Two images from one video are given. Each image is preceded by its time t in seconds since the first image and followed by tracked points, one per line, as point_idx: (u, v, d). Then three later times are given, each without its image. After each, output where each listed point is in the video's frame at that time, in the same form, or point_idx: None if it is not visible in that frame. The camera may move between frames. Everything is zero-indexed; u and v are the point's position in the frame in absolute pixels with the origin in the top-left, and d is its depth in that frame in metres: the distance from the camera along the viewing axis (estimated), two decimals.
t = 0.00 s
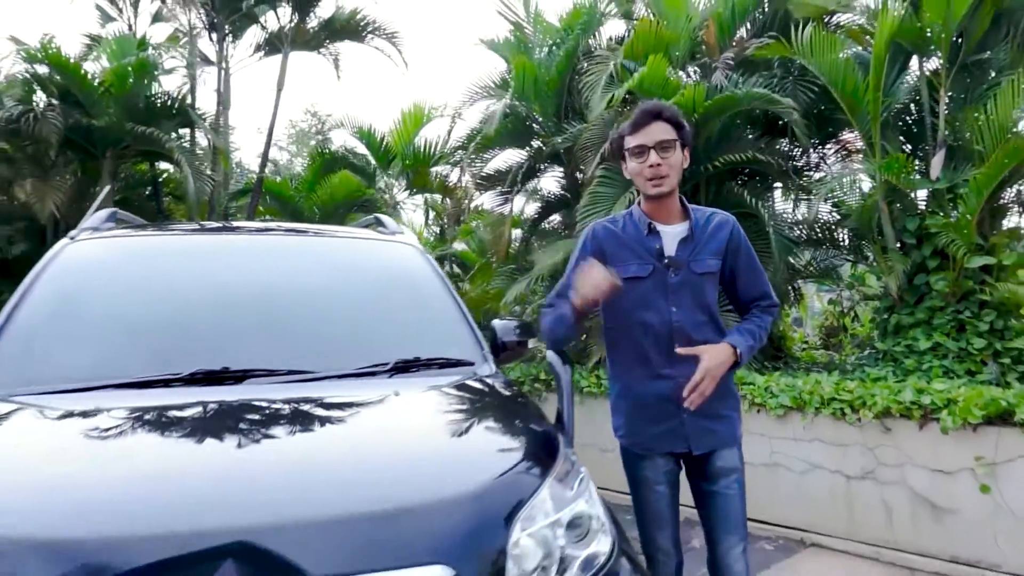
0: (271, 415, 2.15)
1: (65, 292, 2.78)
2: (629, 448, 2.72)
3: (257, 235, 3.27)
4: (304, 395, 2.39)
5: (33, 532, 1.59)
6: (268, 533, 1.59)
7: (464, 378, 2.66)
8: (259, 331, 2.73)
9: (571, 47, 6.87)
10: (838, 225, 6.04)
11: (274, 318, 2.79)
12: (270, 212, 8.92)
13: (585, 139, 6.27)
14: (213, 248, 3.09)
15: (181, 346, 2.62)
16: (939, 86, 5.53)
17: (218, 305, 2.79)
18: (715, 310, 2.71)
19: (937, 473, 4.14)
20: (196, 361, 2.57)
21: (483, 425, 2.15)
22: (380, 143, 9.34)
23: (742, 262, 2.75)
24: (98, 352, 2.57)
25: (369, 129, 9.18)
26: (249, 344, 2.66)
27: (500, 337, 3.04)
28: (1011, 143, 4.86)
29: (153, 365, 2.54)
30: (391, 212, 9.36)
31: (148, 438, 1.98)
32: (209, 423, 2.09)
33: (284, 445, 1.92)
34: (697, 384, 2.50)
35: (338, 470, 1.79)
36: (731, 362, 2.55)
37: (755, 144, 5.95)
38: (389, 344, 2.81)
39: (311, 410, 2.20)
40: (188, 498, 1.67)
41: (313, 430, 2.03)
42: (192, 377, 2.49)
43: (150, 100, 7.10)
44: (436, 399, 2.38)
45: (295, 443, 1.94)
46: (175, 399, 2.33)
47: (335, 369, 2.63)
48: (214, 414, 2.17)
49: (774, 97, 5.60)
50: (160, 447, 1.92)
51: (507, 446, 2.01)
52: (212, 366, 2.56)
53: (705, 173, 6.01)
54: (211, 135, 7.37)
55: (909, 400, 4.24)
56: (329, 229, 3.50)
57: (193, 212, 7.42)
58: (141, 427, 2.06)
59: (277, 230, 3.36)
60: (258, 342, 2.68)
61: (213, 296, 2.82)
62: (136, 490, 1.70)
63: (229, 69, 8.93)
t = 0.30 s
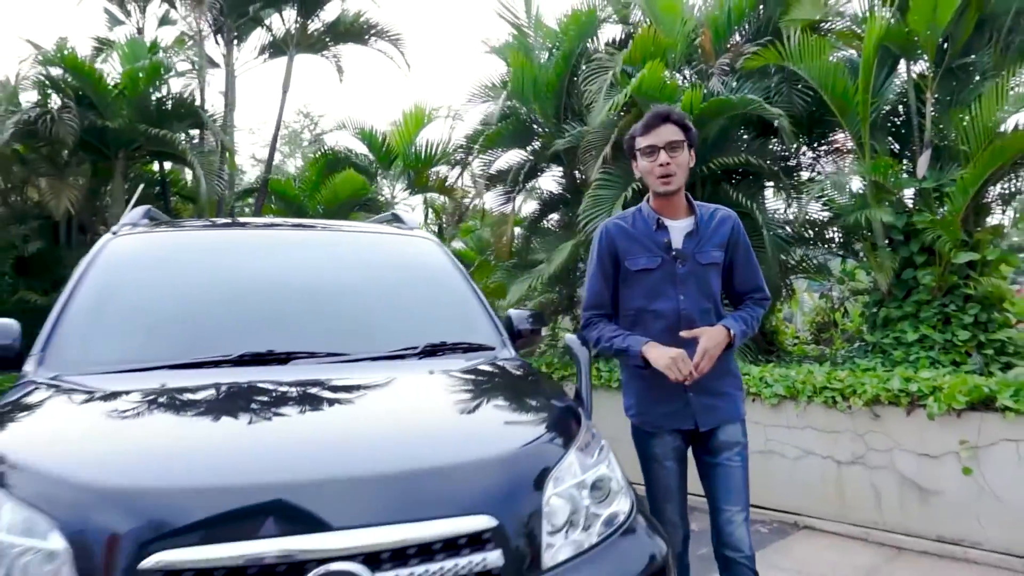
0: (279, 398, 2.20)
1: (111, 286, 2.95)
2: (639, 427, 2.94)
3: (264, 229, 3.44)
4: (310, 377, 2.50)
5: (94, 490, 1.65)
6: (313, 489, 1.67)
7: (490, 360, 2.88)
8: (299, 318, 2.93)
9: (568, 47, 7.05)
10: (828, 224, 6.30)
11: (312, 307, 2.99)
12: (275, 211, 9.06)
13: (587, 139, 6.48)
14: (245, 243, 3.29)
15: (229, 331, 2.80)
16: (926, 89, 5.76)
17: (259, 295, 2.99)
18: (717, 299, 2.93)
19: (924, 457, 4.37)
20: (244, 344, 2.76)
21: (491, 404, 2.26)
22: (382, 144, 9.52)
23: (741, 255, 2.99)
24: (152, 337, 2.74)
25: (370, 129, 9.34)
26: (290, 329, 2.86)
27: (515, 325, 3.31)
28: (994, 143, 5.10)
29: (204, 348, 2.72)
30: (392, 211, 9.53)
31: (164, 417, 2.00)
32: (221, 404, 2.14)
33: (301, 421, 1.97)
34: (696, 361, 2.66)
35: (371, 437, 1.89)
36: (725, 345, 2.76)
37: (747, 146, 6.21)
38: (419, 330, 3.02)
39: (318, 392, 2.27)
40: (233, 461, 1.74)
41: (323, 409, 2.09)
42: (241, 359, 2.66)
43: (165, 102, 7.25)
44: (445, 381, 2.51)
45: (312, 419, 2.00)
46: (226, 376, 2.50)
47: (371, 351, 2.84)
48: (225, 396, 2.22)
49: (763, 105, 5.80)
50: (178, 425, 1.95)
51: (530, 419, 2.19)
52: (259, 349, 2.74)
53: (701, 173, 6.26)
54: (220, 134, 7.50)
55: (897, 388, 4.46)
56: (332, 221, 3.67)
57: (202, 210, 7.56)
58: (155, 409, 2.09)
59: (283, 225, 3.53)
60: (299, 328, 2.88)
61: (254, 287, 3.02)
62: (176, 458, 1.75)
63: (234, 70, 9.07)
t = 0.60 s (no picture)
0: (285, 379, 2.34)
1: (140, 278, 3.10)
2: (643, 408, 3.14)
3: (272, 224, 3.61)
4: (316, 360, 2.62)
5: (151, 454, 1.83)
6: (339, 453, 1.84)
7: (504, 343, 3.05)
8: (324, 305, 3.11)
9: (567, 49, 7.28)
10: (821, 221, 6.47)
11: (335, 296, 3.17)
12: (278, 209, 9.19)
13: (586, 137, 6.66)
14: (266, 238, 3.46)
15: (259, 317, 2.97)
16: (914, 90, 5.97)
17: (284, 284, 3.16)
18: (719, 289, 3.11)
19: (911, 441, 4.57)
20: (273, 329, 2.92)
21: (493, 384, 2.42)
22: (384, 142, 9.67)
23: (744, 248, 3.15)
24: (186, 322, 2.90)
25: (372, 128, 9.48)
26: (316, 314, 3.05)
27: (524, 314, 3.52)
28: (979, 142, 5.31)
29: (236, 332, 2.87)
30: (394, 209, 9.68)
31: (177, 397, 2.12)
32: (232, 384, 2.27)
33: (317, 399, 2.14)
34: (689, 350, 2.84)
35: (396, 411, 2.06)
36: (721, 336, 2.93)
37: (743, 144, 6.39)
38: (436, 317, 3.20)
39: (324, 374, 2.41)
40: (271, 431, 1.91)
41: (329, 389, 2.24)
42: (270, 343, 2.80)
43: (177, 102, 7.40)
44: (452, 363, 2.66)
45: (319, 398, 2.14)
46: (258, 357, 2.65)
47: (392, 335, 3.02)
48: (235, 377, 2.35)
49: (757, 101, 6.02)
50: (191, 404, 2.08)
51: (542, 397, 2.36)
52: (287, 333, 2.90)
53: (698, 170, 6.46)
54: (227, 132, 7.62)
55: (886, 375, 4.67)
56: (336, 217, 3.85)
57: (209, 207, 7.70)
58: (169, 389, 2.21)
59: (289, 220, 3.69)
60: (323, 315, 3.05)
61: (278, 277, 3.19)
62: (219, 428, 1.92)
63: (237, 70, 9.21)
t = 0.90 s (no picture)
0: (295, 358, 2.48)
1: (165, 266, 3.26)
2: (649, 387, 3.31)
3: (282, 216, 3.77)
4: (323, 341, 2.77)
5: (190, 419, 2.00)
6: (361, 417, 2.01)
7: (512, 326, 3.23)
8: (344, 290, 3.29)
9: (570, 49, 7.44)
10: (817, 217, 6.63)
11: (352, 282, 3.35)
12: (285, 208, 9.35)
13: (587, 135, 6.84)
14: (280, 229, 3.63)
15: (282, 301, 3.14)
16: (904, 89, 6.16)
17: (304, 271, 3.34)
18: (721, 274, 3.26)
19: (901, 426, 4.75)
20: (296, 311, 3.09)
21: (498, 361, 2.59)
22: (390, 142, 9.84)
23: (746, 235, 3.30)
24: (211, 306, 3.05)
25: (378, 127, 9.64)
26: (337, 298, 3.23)
27: (529, 302, 3.69)
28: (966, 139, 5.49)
29: (262, 315, 3.04)
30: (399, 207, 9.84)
31: (193, 373, 2.26)
32: (243, 363, 2.41)
33: (330, 374, 2.30)
34: (691, 328, 3.03)
35: (406, 384, 2.23)
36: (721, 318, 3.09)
37: (741, 140, 6.54)
38: (447, 302, 3.39)
39: (332, 354, 2.56)
40: (297, 399, 2.08)
41: (336, 366, 2.39)
42: (294, 325, 2.97)
43: (186, 102, 7.59)
44: (456, 343, 2.81)
45: (329, 375, 2.30)
46: (283, 336, 2.82)
47: (408, 317, 3.19)
48: (245, 357, 2.49)
49: (754, 98, 6.24)
50: (207, 379, 2.22)
51: (548, 372, 2.52)
52: (309, 316, 3.07)
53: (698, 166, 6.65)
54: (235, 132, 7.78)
55: (877, 363, 4.84)
56: (343, 210, 4.01)
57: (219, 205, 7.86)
58: (183, 367, 2.35)
59: (297, 212, 3.85)
60: (343, 300, 3.23)
61: (298, 265, 3.37)
62: (252, 396, 2.10)
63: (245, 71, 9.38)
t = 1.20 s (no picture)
0: (307, 339, 2.64)
1: (192, 254, 3.44)
2: (659, 369, 3.34)
3: (299, 207, 3.96)
4: (336, 323, 2.92)
5: (223, 390, 2.18)
6: (378, 388, 2.18)
7: (520, 310, 3.41)
8: (362, 275, 3.47)
9: (575, 48, 7.60)
10: (816, 213, 6.80)
11: (368, 269, 3.52)
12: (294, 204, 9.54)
13: (592, 133, 7.04)
14: (294, 221, 3.79)
15: (303, 287, 3.31)
16: (899, 87, 6.35)
17: (324, 259, 3.52)
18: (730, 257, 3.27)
19: (895, 412, 4.91)
20: (317, 296, 3.26)
21: (505, 341, 2.76)
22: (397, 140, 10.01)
23: (754, 219, 3.31)
24: (236, 292, 3.22)
25: (385, 125, 9.82)
26: (357, 283, 3.41)
27: (537, 289, 3.87)
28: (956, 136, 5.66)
29: (286, 298, 3.22)
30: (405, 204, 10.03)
31: (210, 352, 2.42)
32: (258, 342, 2.57)
33: (348, 352, 2.47)
34: (702, 307, 3.06)
35: (417, 360, 2.39)
36: (731, 298, 3.11)
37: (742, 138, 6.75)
38: (460, 288, 3.57)
39: (343, 335, 2.72)
40: (318, 372, 2.25)
41: (347, 346, 2.55)
42: (316, 308, 3.14)
43: (199, 101, 7.79)
44: (464, 326, 2.97)
45: (340, 352, 2.46)
46: (306, 318, 3.00)
47: (423, 301, 3.37)
48: (259, 338, 2.64)
49: (750, 99, 6.39)
50: (226, 357, 2.38)
51: (555, 351, 2.69)
52: (329, 300, 3.24)
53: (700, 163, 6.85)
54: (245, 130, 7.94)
55: (871, 351, 5.01)
56: (353, 203, 4.17)
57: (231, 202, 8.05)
58: (201, 347, 2.50)
59: (308, 204, 4.00)
60: (361, 285, 3.40)
61: (318, 253, 3.56)
62: (278, 369, 2.27)
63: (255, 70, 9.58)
